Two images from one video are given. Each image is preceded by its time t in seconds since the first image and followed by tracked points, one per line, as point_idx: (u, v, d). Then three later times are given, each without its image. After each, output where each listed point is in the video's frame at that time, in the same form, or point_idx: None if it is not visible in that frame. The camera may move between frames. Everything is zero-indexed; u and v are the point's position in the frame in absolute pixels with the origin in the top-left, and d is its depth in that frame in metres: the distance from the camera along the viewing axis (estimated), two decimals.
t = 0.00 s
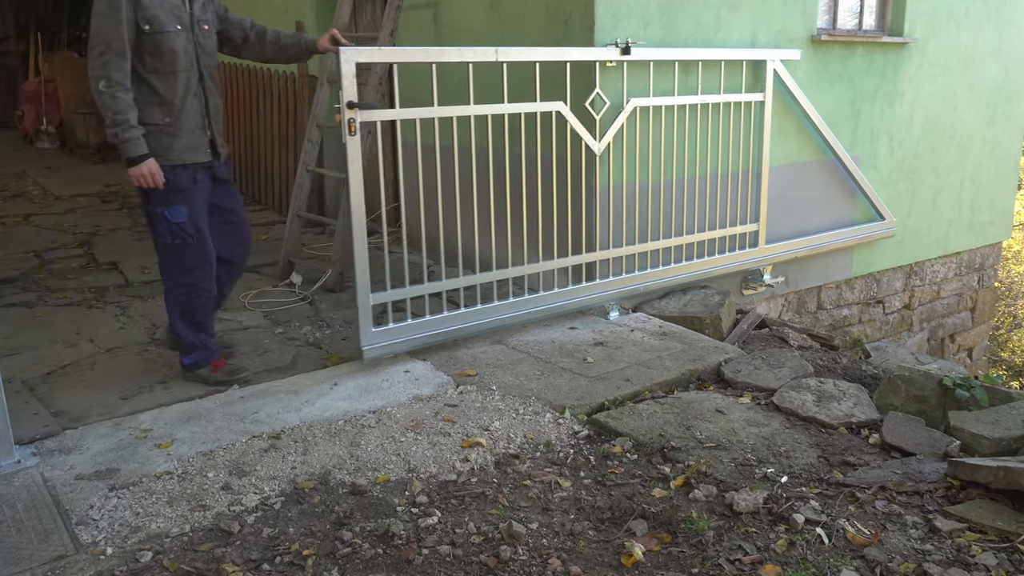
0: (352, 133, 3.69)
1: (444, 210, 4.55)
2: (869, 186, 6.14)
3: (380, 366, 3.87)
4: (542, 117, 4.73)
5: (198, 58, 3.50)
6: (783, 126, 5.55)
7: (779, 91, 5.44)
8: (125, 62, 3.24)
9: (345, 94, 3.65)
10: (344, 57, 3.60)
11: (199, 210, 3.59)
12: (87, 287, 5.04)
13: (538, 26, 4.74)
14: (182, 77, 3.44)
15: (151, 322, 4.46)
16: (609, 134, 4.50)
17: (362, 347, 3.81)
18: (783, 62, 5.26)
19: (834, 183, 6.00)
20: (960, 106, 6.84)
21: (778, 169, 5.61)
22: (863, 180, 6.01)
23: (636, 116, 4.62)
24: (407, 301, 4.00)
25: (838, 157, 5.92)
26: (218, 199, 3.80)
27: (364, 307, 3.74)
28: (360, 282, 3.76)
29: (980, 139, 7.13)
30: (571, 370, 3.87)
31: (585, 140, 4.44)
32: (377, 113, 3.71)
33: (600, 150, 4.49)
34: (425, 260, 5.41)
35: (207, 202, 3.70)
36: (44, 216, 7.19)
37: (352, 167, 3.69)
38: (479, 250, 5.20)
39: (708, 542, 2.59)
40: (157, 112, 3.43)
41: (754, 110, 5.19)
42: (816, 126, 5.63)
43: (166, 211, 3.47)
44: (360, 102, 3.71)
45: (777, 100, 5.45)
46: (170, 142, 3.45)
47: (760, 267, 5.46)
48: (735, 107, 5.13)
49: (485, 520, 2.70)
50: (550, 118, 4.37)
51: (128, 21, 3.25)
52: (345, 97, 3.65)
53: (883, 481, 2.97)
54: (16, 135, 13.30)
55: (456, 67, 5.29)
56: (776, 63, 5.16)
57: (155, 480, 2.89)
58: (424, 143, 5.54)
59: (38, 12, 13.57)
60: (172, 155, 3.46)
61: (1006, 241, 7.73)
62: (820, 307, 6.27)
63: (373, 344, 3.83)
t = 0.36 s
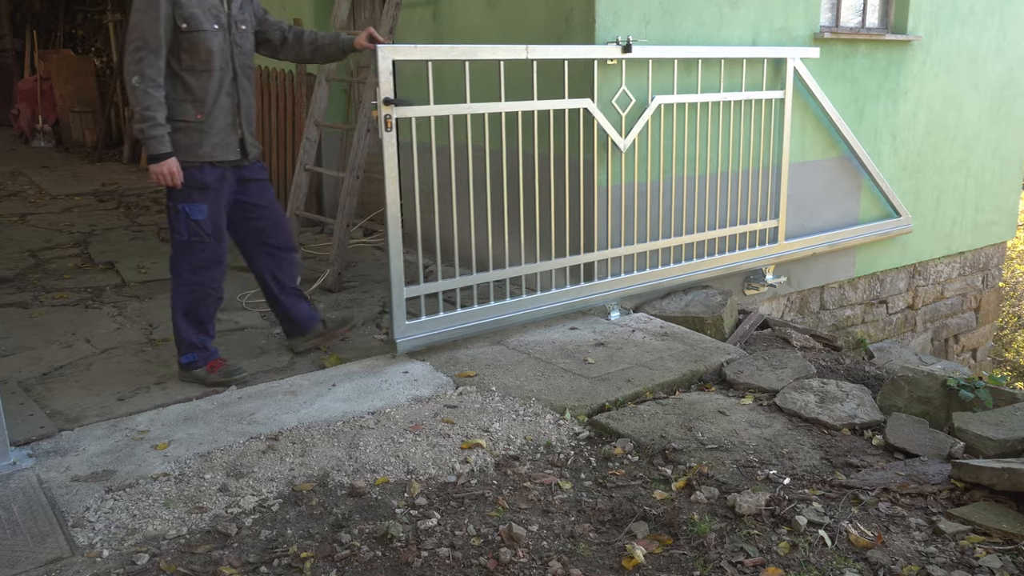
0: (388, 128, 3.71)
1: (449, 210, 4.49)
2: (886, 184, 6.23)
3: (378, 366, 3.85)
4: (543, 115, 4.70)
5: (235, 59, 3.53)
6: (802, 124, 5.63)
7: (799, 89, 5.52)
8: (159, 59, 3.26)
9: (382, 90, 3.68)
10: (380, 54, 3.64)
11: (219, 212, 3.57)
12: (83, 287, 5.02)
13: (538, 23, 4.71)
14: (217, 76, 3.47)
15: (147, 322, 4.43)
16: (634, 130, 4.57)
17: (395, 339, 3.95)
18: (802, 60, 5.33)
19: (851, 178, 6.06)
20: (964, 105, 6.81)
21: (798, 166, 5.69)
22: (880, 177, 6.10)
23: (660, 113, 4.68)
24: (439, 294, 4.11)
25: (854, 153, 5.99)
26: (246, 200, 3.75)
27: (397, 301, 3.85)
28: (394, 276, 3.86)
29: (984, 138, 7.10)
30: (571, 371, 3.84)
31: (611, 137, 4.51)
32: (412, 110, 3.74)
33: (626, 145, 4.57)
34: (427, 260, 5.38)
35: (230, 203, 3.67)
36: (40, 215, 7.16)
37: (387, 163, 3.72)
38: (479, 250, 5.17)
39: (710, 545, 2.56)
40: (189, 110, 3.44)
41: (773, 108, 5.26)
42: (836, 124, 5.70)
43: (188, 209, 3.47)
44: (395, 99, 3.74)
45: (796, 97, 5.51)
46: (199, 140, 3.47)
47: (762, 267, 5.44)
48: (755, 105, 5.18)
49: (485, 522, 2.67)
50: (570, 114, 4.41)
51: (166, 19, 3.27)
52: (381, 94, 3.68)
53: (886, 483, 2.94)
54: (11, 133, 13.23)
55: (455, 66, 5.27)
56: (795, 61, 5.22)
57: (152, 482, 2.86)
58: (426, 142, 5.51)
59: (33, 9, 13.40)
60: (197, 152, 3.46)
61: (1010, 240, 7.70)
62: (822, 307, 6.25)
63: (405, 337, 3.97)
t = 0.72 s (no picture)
0: (423, 124, 3.75)
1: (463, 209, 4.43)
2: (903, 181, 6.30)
3: (377, 367, 3.82)
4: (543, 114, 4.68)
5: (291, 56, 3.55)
6: (821, 121, 5.70)
7: (818, 87, 5.58)
8: (220, 55, 3.30)
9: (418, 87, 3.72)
10: (417, 51, 3.70)
11: (280, 202, 3.60)
12: (78, 287, 4.99)
13: (538, 21, 4.69)
14: (274, 70, 3.50)
15: (143, 322, 4.41)
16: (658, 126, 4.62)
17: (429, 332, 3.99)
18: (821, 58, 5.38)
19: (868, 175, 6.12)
20: (968, 103, 6.79)
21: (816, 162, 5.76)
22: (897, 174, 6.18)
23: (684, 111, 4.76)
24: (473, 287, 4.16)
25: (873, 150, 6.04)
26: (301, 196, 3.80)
27: (432, 293, 3.91)
28: (429, 270, 3.92)
29: (988, 136, 7.07)
30: (572, 372, 3.81)
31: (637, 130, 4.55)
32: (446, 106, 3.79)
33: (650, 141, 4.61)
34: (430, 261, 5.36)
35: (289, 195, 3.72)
36: (34, 215, 7.11)
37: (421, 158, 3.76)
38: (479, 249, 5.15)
39: (711, 547, 2.54)
40: (248, 104, 3.49)
41: (794, 105, 5.32)
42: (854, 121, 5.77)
43: (252, 199, 3.50)
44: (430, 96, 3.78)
45: (815, 95, 5.57)
46: (259, 132, 3.49)
47: (765, 267, 5.41)
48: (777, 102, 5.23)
49: (485, 524, 2.65)
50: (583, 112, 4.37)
51: (226, 17, 3.32)
52: (416, 90, 3.71)
53: (890, 484, 2.92)
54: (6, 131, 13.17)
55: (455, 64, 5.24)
56: (815, 59, 5.27)
57: (149, 483, 2.83)
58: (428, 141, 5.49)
59: (28, 7, 13.33)
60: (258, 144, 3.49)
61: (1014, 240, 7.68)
62: (825, 308, 6.23)
63: (438, 329, 4.01)
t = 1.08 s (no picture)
0: (458, 121, 3.83)
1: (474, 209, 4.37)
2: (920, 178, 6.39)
3: (376, 367, 3.80)
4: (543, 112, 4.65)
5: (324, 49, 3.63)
6: (840, 119, 5.77)
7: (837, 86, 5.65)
8: (259, 51, 3.38)
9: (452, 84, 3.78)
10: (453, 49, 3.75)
11: (334, 188, 3.72)
12: (75, 287, 4.97)
13: (538, 19, 4.67)
14: (311, 66, 3.59)
15: (141, 322, 4.39)
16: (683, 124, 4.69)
17: (463, 325, 4.10)
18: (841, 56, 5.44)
19: (876, 173, 6.15)
20: (972, 102, 6.76)
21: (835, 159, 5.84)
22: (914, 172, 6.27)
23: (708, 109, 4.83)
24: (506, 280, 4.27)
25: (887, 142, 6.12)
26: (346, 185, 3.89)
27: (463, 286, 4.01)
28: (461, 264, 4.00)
29: (992, 135, 7.04)
30: (572, 373, 3.78)
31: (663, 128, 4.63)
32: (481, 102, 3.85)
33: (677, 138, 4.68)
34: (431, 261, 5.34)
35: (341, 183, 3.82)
36: (29, 215, 7.08)
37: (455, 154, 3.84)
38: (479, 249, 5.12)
39: (713, 550, 2.51)
40: (285, 97, 3.57)
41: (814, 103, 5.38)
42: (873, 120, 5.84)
43: (303, 190, 3.64)
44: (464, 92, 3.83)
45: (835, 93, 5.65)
46: (297, 125, 3.58)
47: (767, 267, 5.39)
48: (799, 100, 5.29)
49: (485, 527, 2.62)
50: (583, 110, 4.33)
51: (266, 13, 3.40)
52: (451, 87, 3.78)
53: (893, 486, 2.89)
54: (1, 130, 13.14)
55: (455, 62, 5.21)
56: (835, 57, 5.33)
57: (146, 485, 2.81)
58: (430, 140, 5.47)
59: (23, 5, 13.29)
60: (297, 137, 3.59)
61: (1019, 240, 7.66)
62: (828, 308, 6.20)
63: (472, 322, 4.12)
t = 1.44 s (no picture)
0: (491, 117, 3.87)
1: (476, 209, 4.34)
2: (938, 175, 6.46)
3: (376, 368, 3.77)
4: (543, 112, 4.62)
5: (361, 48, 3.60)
6: (860, 117, 5.84)
7: (858, 84, 5.72)
8: (297, 58, 3.36)
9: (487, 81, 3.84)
10: (488, 47, 3.82)
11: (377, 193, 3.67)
12: (71, 287, 4.95)
13: (538, 17, 4.64)
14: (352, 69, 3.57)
15: (138, 323, 4.36)
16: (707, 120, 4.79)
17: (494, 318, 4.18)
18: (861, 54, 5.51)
19: (883, 172, 6.15)
20: (977, 101, 6.74)
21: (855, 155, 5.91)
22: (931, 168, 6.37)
23: (732, 106, 4.90)
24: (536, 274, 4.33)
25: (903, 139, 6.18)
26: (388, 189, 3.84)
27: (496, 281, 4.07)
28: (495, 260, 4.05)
29: (996, 133, 7.00)
30: (573, 374, 3.76)
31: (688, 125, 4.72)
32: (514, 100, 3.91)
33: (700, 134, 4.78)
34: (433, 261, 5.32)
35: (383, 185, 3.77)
36: (24, 214, 7.05)
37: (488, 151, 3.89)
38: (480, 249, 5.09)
39: (715, 552, 2.49)
40: (329, 102, 3.54)
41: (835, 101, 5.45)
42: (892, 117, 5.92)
43: (347, 194, 3.59)
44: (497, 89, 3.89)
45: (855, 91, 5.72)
46: (344, 128, 3.56)
47: (770, 267, 5.37)
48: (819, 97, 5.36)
49: (484, 529, 2.60)
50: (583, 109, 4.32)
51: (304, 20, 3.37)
52: (486, 84, 3.83)
53: (897, 488, 2.87)
54: None
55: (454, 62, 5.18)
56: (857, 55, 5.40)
57: (143, 487, 2.78)
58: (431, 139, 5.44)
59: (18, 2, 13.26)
60: (345, 140, 3.56)
61: None
62: (831, 308, 6.17)
63: (503, 315, 4.20)
